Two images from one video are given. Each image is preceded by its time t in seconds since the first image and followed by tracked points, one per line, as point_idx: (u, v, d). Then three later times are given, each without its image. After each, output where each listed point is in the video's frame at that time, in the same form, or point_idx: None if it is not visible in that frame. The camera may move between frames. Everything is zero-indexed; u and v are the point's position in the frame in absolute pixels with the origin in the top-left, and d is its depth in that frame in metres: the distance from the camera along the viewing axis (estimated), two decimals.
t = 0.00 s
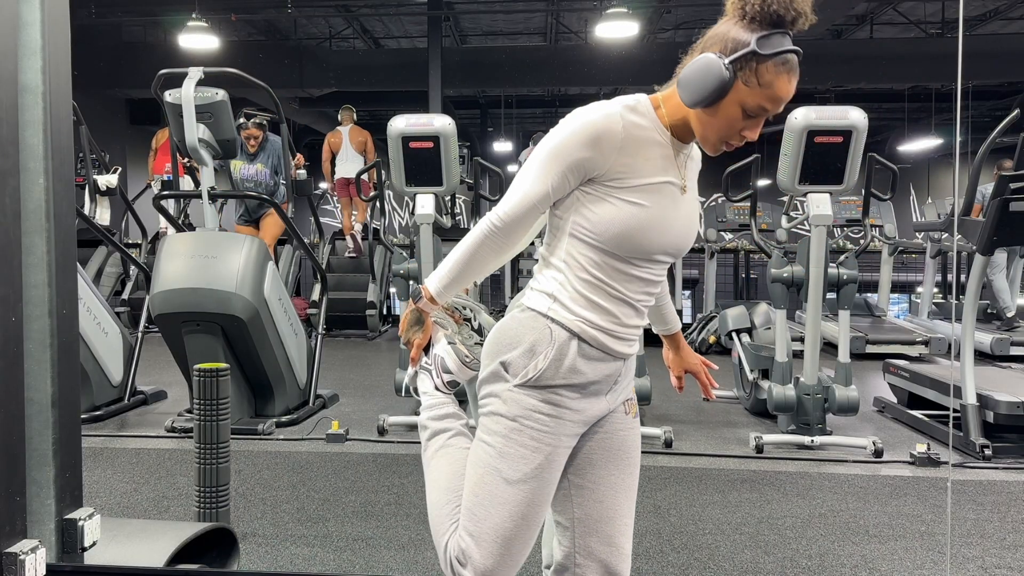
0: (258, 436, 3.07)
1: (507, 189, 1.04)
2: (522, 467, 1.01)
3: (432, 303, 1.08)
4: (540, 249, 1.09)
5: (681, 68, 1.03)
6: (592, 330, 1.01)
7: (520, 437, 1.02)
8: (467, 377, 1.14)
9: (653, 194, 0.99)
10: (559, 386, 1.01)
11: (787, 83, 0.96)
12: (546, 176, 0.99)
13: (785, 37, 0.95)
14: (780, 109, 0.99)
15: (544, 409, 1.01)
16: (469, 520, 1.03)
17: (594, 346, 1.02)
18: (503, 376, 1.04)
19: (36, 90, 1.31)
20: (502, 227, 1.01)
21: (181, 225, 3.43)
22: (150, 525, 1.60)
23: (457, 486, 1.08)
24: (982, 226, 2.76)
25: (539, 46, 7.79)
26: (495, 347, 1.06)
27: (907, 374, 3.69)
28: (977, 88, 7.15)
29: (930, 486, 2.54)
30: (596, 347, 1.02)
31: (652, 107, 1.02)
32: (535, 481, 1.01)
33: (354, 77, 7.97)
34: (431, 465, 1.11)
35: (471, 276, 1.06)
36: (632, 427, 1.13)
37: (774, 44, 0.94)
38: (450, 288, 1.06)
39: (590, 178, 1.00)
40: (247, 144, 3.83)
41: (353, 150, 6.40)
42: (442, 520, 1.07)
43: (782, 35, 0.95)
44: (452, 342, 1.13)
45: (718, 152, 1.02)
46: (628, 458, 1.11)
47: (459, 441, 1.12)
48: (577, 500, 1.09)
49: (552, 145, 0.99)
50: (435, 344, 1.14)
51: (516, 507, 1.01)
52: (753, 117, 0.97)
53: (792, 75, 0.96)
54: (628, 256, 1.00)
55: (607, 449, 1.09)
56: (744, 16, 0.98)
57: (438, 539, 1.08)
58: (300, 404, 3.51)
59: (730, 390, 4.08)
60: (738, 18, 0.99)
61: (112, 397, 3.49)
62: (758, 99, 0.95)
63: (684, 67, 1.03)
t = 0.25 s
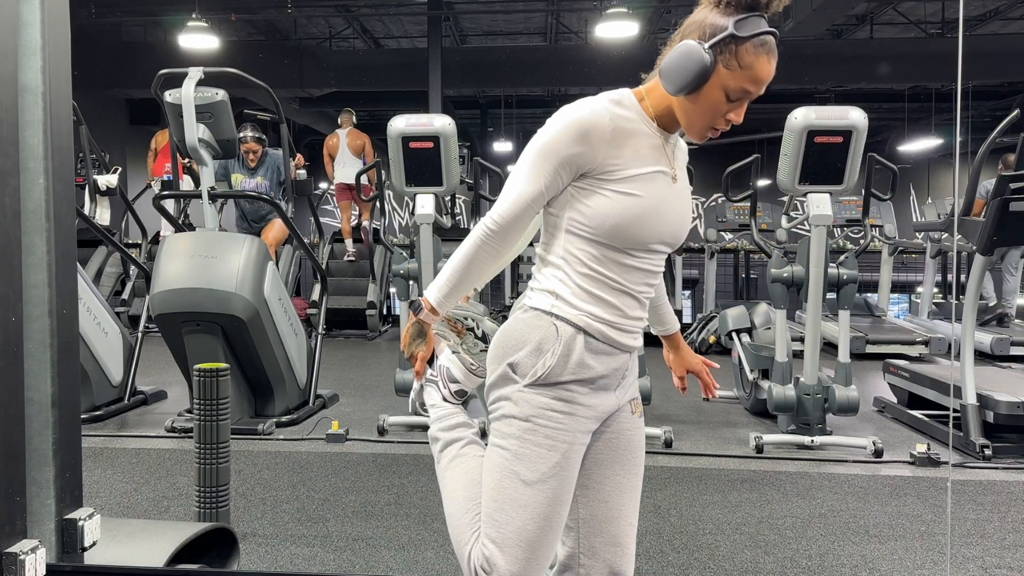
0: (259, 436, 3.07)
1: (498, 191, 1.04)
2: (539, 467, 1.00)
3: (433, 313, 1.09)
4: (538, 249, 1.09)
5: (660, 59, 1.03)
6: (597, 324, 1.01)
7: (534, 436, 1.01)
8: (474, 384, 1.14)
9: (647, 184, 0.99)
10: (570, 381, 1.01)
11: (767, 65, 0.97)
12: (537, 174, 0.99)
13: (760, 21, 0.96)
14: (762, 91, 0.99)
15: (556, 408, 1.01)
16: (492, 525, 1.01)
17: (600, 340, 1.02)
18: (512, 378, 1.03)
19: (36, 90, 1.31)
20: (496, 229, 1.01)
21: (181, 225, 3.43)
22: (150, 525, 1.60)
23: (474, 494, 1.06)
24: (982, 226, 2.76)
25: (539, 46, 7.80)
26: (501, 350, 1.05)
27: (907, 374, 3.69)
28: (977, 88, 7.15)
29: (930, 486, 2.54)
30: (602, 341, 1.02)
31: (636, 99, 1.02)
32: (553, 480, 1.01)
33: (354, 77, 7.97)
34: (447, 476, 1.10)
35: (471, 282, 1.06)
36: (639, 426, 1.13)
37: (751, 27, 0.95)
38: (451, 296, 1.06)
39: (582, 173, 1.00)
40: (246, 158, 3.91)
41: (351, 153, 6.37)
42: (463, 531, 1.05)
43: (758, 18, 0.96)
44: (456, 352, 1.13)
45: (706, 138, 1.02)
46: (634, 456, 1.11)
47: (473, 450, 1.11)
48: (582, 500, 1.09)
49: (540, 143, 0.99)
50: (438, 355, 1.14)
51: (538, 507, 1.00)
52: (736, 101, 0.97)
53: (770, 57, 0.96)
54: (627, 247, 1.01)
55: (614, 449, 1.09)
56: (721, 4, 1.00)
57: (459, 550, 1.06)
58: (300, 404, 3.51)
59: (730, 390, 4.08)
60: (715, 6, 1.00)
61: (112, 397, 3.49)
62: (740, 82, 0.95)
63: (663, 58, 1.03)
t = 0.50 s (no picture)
0: (259, 436, 3.07)
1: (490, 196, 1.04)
2: (553, 464, 0.99)
3: (434, 321, 1.09)
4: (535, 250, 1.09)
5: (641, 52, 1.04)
6: (599, 318, 1.01)
7: (546, 433, 1.00)
8: (480, 391, 1.13)
9: (640, 175, 0.99)
10: (578, 375, 1.01)
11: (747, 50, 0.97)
12: (527, 173, 0.99)
13: (736, 6, 0.97)
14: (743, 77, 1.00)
15: (564, 404, 1.00)
16: (511, 527, 1.00)
17: (604, 333, 1.02)
18: (519, 378, 1.03)
19: (36, 90, 1.31)
20: (491, 231, 1.02)
21: (181, 225, 3.43)
22: (151, 525, 1.60)
23: (490, 497, 1.04)
24: (982, 226, 2.76)
25: (539, 47, 7.80)
26: (505, 350, 1.05)
27: (907, 374, 3.69)
28: (977, 88, 7.15)
29: (930, 486, 2.54)
30: (606, 334, 1.02)
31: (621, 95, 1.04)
32: (569, 477, 1.00)
33: (354, 77, 7.97)
34: (460, 483, 1.08)
35: (471, 287, 1.06)
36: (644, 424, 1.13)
37: (729, 13, 0.96)
38: (451, 303, 1.06)
39: (573, 169, 1.01)
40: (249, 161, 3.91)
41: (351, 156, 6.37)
42: (482, 537, 1.03)
43: (734, 4, 0.97)
44: (459, 358, 1.13)
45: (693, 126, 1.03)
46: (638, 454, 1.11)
47: (484, 454, 1.10)
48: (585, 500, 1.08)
49: (527, 144, 1.00)
50: (441, 363, 1.13)
51: (556, 504, 0.99)
52: (719, 88, 0.98)
53: (750, 41, 0.97)
54: (625, 239, 1.01)
55: (619, 446, 1.09)
56: None
57: (479, 557, 1.04)
58: (300, 404, 3.51)
59: (730, 390, 4.08)
60: None
61: (112, 397, 3.49)
62: (721, 68, 0.96)
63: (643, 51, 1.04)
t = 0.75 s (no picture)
0: (259, 436, 3.07)
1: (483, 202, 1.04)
2: (564, 462, 0.98)
3: (435, 331, 1.08)
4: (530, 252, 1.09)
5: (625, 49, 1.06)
6: (600, 315, 1.02)
7: (555, 431, 0.99)
8: (486, 397, 1.14)
9: (632, 172, 1.00)
10: (582, 372, 1.01)
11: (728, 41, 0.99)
12: (519, 177, 1.00)
13: None
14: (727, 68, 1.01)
15: (571, 401, 1.00)
16: (527, 528, 0.98)
17: (606, 330, 1.02)
18: (523, 379, 1.03)
19: (36, 90, 1.31)
20: (486, 237, 1.02)
21: (181, 225, 3.43)
22: (151, 525, 1.60)
23: (504, 500, 1.02)
24: (982, 226, 2.76)
25: (539, 47, 7.80)
26: (509, 351, 1.05)
27: (907, 374, 3.69)
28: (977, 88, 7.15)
29: (930, 486, 2.54)
30: (608, 330, 1.03)
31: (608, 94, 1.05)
32: (582, 475, 0.98)
33: (354, 77, 7.97)
34: (473, 490, 1.06)
35: (469, 295, 1.06)
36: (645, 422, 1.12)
37: (708, 5, 0.97)
38: (451, 312, 1.06)
39: (565, 171, 1.01)
40: (251, 164, 3.93)
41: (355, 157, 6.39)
42: (498, 540, 1.01)
43: None
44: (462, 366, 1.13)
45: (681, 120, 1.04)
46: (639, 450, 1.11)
47: (494, 459, 1.08)
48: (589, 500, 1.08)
49: (517, 148, 1.00)
50: (445, 372, 1.13)
51: (571, 503, 0.98)
52: (703, 79, 0.99)
53: (730, 32, 0.99)
54: (621, 235, 1.01)
55: (621, 444, 1.09)
56: None
57: (495, 564, 1.02)
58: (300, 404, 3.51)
59: (730, 390, 4.08)
60: None
61: (112, 397, 3.49)
62: (704, 59, 0.97)
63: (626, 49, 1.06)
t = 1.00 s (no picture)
0: (259, 436, 3.07)
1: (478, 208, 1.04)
2: (574, 462, 0.98)
3: (435, 339, 1.08)
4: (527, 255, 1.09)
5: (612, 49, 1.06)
6: (603, 314, 1.02)
7: (562, 432, 0.99)
8: (489, 401, 1.14)
9: (626, 171, 1.00)
10: (587, 371, 1.01)
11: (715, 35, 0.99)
12: (513, 181, 1.00)
13: None
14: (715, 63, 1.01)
15: (577, 401, 1.00)
16: (539, 530, 0.97)
17: (609, 329, 1.03)
18: (528, 381, 1.02)
19: (36, 90, 1.31)
20: (482, 243, 1.01)
21: (181, 225, 3.43)
22: (152, 525, 1.60)
23: (514, 504, 1.02)
24: (981, 226, 2.76)
25: (539, 47, 7.80)
26: (511, 354, 1.05)
27: (907, 374, 3.69)
28: (977, 88, 7.15)
29: (930, 486, 2.54)
30: (611, 330, 1.03)
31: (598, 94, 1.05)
32: (591, 476, 0.98)
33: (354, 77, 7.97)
34: (481, 496, 1.05)
35: (468, 301, 1.05)
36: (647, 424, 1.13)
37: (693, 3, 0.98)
38: (450, 318, 1.06)
39: (560, 174, 1.01)
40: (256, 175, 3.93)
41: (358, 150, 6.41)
42: (510, 544, 1.00)
43: None
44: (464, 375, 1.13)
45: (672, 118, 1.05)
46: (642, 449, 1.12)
47: (501, 463, 1.07)
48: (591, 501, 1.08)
49: (510, 152, 1.00)
50: (446, 381, 1.13)
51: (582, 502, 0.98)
52: (691, 75, 1.00)
53: (718, 28, 0.99)
54: (620, 234, 1.01)
55: (623, 444, 1.09)
56: None
57: (508, 568, 1.01)
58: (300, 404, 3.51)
59: (730, 390, 4.08)
60: None
61: (112, 397, 3.49)
62: (691, 55, 0.97)
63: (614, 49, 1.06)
